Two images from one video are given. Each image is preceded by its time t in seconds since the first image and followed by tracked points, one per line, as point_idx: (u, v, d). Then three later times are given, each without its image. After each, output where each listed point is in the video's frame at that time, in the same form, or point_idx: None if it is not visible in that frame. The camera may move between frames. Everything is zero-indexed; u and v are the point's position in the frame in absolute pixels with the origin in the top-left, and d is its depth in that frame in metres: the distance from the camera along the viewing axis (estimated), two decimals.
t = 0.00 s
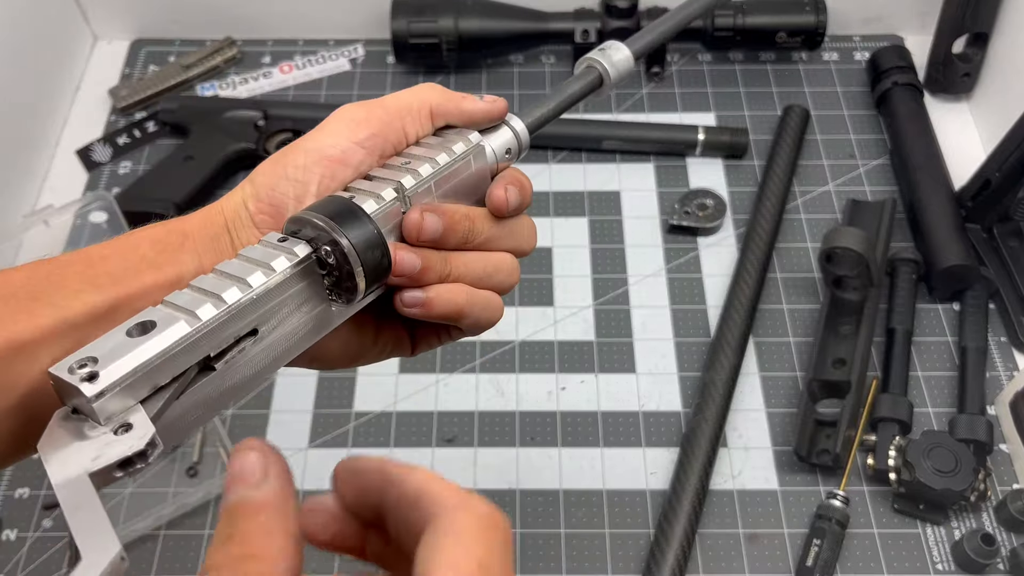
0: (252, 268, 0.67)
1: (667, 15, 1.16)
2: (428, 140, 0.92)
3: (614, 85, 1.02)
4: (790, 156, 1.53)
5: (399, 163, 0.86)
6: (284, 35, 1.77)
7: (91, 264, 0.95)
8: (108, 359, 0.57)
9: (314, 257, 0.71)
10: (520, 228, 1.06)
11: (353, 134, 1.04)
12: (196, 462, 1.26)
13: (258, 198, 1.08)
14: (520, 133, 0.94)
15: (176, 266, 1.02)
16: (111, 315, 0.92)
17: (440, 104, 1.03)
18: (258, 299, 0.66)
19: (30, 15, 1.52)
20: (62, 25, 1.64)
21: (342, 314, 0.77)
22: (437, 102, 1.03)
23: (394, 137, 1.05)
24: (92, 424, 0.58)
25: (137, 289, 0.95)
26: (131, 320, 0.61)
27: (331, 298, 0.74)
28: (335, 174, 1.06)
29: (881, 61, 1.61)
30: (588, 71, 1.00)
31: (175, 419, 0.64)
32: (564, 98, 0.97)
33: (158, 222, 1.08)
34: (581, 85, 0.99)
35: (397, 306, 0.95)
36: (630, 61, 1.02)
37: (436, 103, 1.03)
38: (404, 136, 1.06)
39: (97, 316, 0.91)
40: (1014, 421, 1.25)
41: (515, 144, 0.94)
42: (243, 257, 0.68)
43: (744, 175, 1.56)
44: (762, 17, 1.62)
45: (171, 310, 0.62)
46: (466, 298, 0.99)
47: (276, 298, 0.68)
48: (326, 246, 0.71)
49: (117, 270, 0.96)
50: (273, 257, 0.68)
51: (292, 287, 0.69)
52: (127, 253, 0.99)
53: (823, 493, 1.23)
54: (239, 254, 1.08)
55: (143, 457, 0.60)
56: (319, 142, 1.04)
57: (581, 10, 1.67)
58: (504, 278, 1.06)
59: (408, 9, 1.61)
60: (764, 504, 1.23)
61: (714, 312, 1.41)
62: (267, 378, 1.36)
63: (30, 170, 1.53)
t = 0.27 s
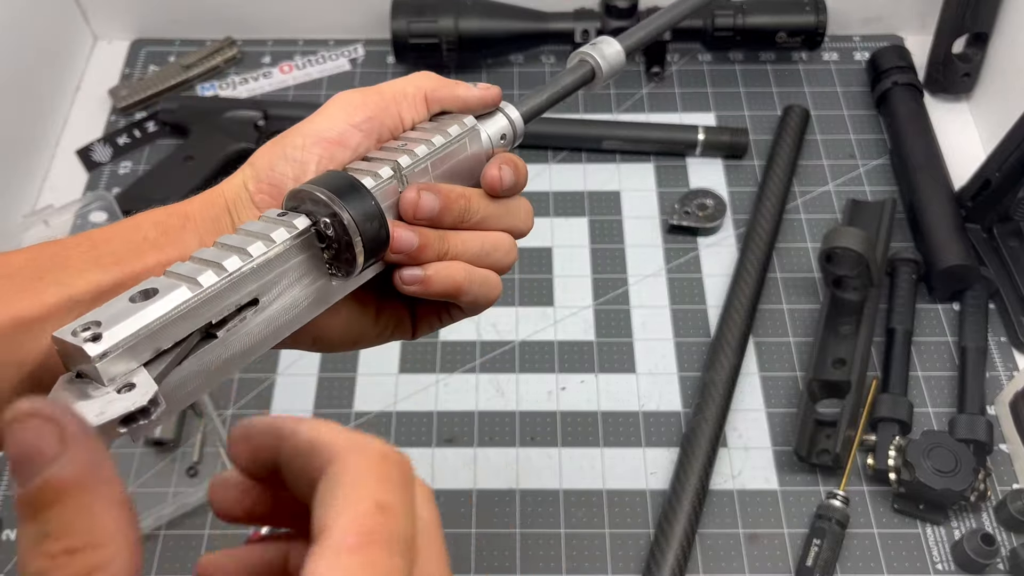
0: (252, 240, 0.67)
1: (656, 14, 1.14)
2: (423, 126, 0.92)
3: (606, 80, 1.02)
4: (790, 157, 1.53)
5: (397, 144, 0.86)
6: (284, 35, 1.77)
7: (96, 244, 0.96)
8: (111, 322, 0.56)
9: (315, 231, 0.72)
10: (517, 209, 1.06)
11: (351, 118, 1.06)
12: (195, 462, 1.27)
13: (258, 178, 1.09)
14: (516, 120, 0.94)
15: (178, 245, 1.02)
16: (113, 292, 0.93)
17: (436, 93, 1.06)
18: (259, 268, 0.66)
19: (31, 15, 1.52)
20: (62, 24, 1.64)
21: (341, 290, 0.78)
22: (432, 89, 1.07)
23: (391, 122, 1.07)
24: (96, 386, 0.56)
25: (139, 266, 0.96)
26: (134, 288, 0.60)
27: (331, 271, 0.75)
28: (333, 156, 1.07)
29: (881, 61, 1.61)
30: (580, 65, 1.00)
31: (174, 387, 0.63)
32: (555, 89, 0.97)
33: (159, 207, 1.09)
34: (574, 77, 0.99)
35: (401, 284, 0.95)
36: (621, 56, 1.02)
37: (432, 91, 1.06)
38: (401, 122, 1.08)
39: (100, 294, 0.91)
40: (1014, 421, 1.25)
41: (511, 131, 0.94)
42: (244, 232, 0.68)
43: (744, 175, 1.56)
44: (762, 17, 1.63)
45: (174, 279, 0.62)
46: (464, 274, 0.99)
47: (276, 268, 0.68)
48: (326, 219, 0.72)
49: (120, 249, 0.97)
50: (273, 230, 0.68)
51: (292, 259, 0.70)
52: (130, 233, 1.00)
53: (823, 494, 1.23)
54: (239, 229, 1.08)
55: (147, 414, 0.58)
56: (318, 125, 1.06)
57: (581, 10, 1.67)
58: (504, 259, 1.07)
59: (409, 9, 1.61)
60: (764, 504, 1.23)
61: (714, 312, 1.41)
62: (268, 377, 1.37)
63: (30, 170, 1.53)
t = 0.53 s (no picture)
0: (242, 252, 0.70)
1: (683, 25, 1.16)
2: (432, 136, 0.93)
3: (625, 92, 1.03)
4: (790, 158, 1.52)
5: (401, 156, 0.88)
6: (285, 35, 1.77)
7: (90, 251, 1.00)
8: (90, 333, 0.61)
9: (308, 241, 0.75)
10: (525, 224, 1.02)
11: (357, 129, 1.08)
12: (195, 462, 1.28)
13: (257, 184, 1.12)
14: (527, 133, 0.95)
15: (170, 253, 1.05)
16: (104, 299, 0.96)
17: (444, 106, 1.05)
18: (248, 280, 0.69)
19: (31, 16, 1.52)
20: (62, 24, 1.64)
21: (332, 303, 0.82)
22: (440, 101, 1.06)
23: (396, 133, 1.07)
24: (72, 398, 0.62)
25: (132, 274, 0.99)
26: (119, 297, 0.64)
27: (325, 284, 0.79)
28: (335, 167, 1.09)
29: (881, 61, 1.60)
30: (600, 77, 1.01)
31: (155, 396, 0.68)
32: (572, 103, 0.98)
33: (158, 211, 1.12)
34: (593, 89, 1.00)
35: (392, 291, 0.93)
36: (642, 69, 1.03)
37: (440, 105, 1.06)
38: (407, 134, 1.07)
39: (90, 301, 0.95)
40: (1014, 421, 1.25)
41: (521, 144, 0.95)
42: (239, 243, 0.72)
43: (744, 176, 1.56)
44: (762, 17, 1.63)
45: (160, 290, 0.66)
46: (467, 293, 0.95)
47: (265, 281, 0.71)
48: (319, 233, 0.74)
49: (114, 256, 1.00)
50: (265, 242, 0.72)
51: (282, 273, 0.73)
52: (125, 240, 1.03)
53: (823, 494, 1.23)
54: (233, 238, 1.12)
55: (119, 429, 0.64)
56: (323, 133, 1.08)
57: (581, 10, 1.67)
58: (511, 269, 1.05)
59: (409, 9, 1.61)
60: (764, 504, 1.23)
61: (714, 312, 1.41)
62: (268, 377, 1.37)
63: (30, 171, 1.53)
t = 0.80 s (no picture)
0: (227, 252, 0.71)
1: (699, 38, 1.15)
2: (430, 142, 0.92)
3: (632, 105, 1.03)
4: (790, 158, 1.52)
5: (397, 161, 0.87)
6: (284, 35, 1.77)
7: (80, 243, 1.00)
8: (63, 327, 0.62)
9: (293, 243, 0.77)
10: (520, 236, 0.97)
11: (356, 129, 1.09)
12: (195, 462, 1.28)
13: (253, 182, 1.12)
14: (526, 144, 0.94)
15: (160, 248, 1.05)
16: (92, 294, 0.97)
17: (445, 109, 1.06)
18: (232, 280, 0.70)
19: (31, 16, 1.52)
20: (62, 24, 1.64)
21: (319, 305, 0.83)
22: (442, 104, 1.07)
23: (397, 134, 1.09)
24: (43, 390, 0.64)
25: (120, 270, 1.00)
26: (99, 291, 0.66)
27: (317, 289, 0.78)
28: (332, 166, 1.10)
29: (882, 61, 1.60)
30: (607, 90, 1.01)
31: (131, 391, 0.69)
32: (576, 114, 0.99)
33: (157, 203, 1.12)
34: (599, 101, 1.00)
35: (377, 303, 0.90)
36: (650, 83, 1.03)
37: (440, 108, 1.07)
38: (406, 136, 1.09)
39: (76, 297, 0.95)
40: (1014, 421, 1.25)
41: (520, 154, 0.94)
42: (224, 241, 0.73)
43: (744, 175, 1.56)
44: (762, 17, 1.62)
45: (141, 285, 0.67)
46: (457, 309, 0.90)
47: (249, 281, 0.72)
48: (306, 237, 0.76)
49: (103, 252, 1.01)
50: (250, 243, 0.73)
51: (265, 275, 0.73)
52: (117, 234, 1.03)
53: (823, 494, 1.23)
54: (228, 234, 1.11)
55: (89, 426, 0.65)
56: (322, 132, 1.09)
57: (582, 10, 1.67)
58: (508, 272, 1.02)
59: (409, 9, 1.61)
60: (764, 504, 1.23)
61: (714, 312, 1.41)
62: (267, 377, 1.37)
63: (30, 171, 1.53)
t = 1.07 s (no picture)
0: (188, 225, 0.70)
1: (694, 22, 1.18)
2: (404, 121, 0.92)
3: (616, 87, 1.04)
4: (790, 159, 1.52)
5: (368, 138, 0.87)
6: (284, 34, 1.77)
7: (59, 226, 1.05)
8: (23, 296, 0.61)
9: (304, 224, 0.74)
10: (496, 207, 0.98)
11: (326, 108, 1.06)
12: (195, 462, 1.27)
13: (225, 163, 1.08)
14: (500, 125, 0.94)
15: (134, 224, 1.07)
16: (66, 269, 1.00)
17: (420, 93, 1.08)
18: (191, 255, 0.69)
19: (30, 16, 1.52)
20: (61, 24, 1.63)
21: (283, 284, 0.81)
22: (416, 87, 1.08)
23: (371, 117, 1.07)
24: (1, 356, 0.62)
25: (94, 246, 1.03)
26: (60, 263, 0.65)
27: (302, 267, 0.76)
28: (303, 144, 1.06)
29: (883, 61, 1.60)
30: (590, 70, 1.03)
31: (89, 363, 0.68)
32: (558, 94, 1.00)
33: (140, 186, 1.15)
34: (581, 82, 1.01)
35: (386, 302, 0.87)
36: (634, 65, 1.03)
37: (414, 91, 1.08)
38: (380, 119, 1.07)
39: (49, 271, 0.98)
40: (1015, 421, 1.25)
41: (496, 135, 0.95)
42: (189, 216, 0.72)
43: (744, 175, 1.56)
44: (762, 16, 1.62)
45: (101, 257, 0.66)
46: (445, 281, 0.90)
47: (211, 256, 0.71)
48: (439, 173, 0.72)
49: (78, 229, 1.05)
50: (213, 216, 0.71)
51: (228, 249, 0.72)
52: (93, 215, 1.08)
53: (823, 494, 1.23)
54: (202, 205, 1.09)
55: (42, 392, 0.62)
56: (293, 113, 1.06)
57: (581, 10, 1.67)
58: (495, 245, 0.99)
59: (409, 8, 1.61)
60: (765, 504, 1.23)
61: (714, 312, 1.40)
62: (267, 377, 1.36)
63: (29, 171, 1.52)
